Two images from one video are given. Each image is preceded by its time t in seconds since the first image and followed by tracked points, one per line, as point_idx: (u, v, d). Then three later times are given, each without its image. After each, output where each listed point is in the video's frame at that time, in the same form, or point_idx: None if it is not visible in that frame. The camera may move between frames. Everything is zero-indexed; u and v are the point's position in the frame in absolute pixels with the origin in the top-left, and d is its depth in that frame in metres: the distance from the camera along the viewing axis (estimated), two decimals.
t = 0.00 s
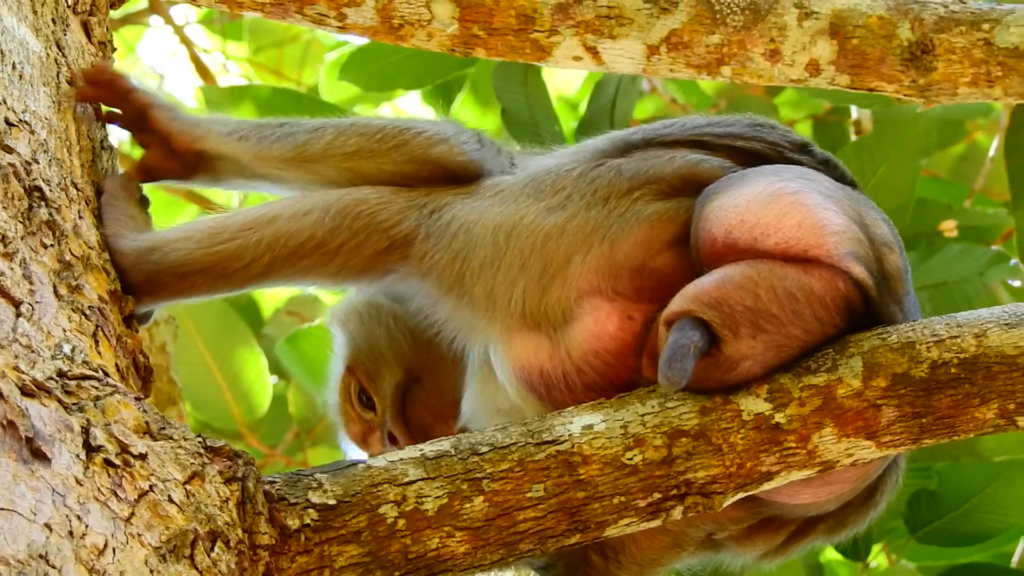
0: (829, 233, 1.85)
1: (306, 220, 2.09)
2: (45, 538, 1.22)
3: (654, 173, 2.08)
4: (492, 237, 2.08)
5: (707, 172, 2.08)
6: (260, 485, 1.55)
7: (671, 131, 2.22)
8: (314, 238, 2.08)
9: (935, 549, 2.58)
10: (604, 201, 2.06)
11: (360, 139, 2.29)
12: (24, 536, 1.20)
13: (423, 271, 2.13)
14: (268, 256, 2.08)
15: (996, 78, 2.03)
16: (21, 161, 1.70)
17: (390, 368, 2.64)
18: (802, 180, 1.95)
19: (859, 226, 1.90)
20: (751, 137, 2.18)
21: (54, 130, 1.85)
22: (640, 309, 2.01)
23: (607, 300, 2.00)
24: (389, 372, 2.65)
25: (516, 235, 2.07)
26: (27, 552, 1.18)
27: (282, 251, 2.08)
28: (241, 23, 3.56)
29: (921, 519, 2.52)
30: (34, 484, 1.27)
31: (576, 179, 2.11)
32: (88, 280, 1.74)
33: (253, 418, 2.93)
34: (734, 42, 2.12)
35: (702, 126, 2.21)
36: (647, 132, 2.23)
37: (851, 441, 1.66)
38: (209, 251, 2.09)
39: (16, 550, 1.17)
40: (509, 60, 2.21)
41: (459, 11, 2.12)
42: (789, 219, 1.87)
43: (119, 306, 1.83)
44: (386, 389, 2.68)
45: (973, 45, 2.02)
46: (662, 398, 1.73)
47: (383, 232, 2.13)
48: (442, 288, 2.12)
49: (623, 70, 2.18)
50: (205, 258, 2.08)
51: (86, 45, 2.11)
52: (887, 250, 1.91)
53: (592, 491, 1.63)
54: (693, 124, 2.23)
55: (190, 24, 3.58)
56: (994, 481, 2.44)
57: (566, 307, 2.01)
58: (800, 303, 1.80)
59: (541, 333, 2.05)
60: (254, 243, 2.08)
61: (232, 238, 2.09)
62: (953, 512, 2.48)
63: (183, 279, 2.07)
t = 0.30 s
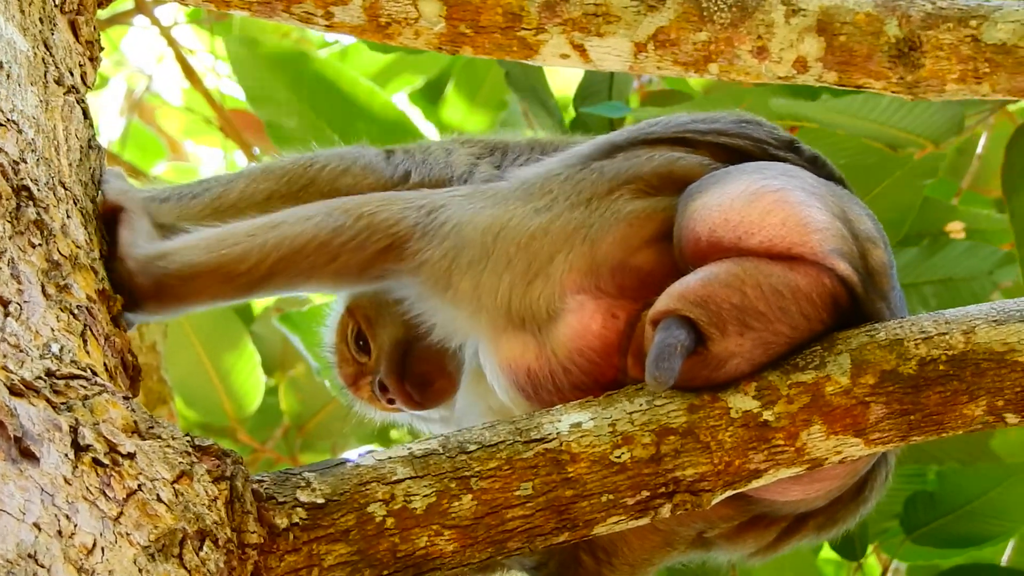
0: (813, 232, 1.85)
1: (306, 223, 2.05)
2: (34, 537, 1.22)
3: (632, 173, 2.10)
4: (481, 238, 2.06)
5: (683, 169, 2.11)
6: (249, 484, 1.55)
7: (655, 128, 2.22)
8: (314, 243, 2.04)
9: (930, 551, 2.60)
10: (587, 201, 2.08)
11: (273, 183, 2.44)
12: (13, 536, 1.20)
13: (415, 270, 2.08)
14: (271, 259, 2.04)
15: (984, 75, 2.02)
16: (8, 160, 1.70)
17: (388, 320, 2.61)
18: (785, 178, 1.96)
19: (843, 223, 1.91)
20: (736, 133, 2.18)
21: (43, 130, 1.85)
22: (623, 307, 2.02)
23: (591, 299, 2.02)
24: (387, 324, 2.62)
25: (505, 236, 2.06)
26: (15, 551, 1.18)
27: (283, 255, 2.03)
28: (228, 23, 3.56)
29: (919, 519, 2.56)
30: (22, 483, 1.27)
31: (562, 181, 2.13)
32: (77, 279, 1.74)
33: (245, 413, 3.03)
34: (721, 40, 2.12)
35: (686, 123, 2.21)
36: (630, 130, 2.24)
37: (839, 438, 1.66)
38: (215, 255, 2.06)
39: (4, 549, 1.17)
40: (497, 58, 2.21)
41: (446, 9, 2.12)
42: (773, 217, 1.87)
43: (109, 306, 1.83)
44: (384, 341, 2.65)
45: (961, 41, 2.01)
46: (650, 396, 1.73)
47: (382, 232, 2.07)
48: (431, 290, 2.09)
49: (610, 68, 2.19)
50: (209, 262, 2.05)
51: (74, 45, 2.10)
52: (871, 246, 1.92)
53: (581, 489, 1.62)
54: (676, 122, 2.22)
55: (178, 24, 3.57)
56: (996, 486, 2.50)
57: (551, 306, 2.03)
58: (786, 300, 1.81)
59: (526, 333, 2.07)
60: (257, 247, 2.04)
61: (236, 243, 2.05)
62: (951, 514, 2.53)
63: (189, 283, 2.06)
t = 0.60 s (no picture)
0: (810, 228, 1.85)
1: (284, 238, 2.11)
2: (31, 536, 1.22)
3: (632, 175, 2.10)
4: (468, 252, 2.06)
5: (681, 169, 2.11)
6: (246, 483, 1.56)
7: (657, 126, 2.22)
8: (290, 255, 2.10)
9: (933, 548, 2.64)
10: (582, 206, 2.07)
11: (275, 189, 2.34)
12: (10, 534, 1.20)
13: (398, 285, 2.11)
14: (246, 271, 2.09)
15: (980, 73, 2.03)
16: (4, 159, 1.71)
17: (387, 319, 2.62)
18: (782, 175, 1.96)
19: (840, 221, 1.91)
20: (736, 133, 2.18)
21: (39, 130, 1.86)
22: (619, 307, 2.03)
23: (585, 301, 2.02)
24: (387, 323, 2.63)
25: (492, 248, 2.06)
26: (13, 549, 1.18)
27: (259, 267, 2.09)
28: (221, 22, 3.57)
29: (922, 516, 2.59)
30: (19, 482, 1.27)
31: (555, 191, 2.11)
32: (74, 278, 1.74)
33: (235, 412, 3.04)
34: (716, 38, 2.12)
35: (688, 122, 2.21)
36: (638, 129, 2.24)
37: (836, 436, 1.66)
38: (192, 266, 2.11)
39: (3, 548, 1.17)
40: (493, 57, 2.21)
41: (441, 7, 2.12)
42: (769, 213, 1.87)
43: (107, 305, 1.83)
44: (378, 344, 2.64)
45: (956, 39, 2.01)
46: (647, 394, 1.73)
47: (359, 248, 2.11)
48: (413, 301, 2.10)
49: (606, 66, 2.19)
50: (188, 272, 2.11)
51: (71, 44, 2.10)
52: (868, 244, 1.92)
53: (577, 487, 1.63)
54: (679, 121, 2.23)
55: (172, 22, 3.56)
56: (997, 477, 2.52)
57: (544, 310, 2.03)
58: (783, 297, 1.80)
59: (515, 341, 2.07)
60: (233, 260, 2.10)
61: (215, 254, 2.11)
62: (952, 511, 2.56)
63: (164, 293, 2.10)
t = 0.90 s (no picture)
0: (810, 224, 1.85)
1: (282, 232, 2.10)
2: (31, 531, 1.22)
3: (632, 171, 2.10)
4: (466, 241, 2.06)
5: (685, 166, 2.11)
6: (245, 478, 1.55)
7: (656, 124, 2.23)
8: (285, 251, 2.09)
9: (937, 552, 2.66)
10: (581, 199, 2.06)
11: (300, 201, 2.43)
12: (10, 529, 1.20)
13: (397, 279, 2.09)
14: (242, 268, 2.09)
15: (978, 68, 2.02)
16: (4, 155, 1.71)
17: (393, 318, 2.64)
18: (782, 171, 1.96)
19: (840, 216, 1.91)
20: (737, 129, 2.19)
21: (39, 125, 1.85)
22: (620, 302, 2.02)
23: (585, 296, 2.02)
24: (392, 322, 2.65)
25: (490, 237, 2.05)
26: (13, 545, 1.18)
27: (255, 263, 2.09)
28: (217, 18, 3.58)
29: (926, 519, 2.62)
30: (19, 477, 1.27)
31: (552, 181, 2.11)
32: (73, 273, 1.73)
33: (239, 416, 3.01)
34: (715, 33, 2.11)
35: (687, 119, 2.23)
36: (634, 125, 2.25)
37: (835, 431, 1.66)
38: (188, 264, 2.11)
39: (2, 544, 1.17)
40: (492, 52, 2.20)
41: (440, 3, 2.12)
42: (770, 210, 1.87)
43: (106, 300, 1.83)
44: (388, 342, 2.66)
45: (955, 35, 2.01)
46: (646, 389, 1.73)
47: (355, 240, 2.10)
48: (415, 293, 2.09)
49: (604, 62, 2.18)
50: (184, 271, 2.11)
51: (70, 39, 2.10)
52: (868, 240, 1.92)
53: (577, 482, 1.62)
54: (678, 118, 2.24)
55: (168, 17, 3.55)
56: (1001, 479, 2.54)
57: (543, 305, 2.03)
58: (783, 295, 1.81)
59: (517, 333, 2.07)
60: (230, 256, 2.10)
61: (210, 252, 2.11)
62: (958, 514, 2.58)
63: (160, 291, 2.09)
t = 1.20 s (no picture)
0: (813, 219, 1.85)
1: (284, 229, 2.11)
2: (35, 528, 1.22)
3: (636, 166, 2.09)
4: (469, 237, 2.06)
5: (688, 162, 2.10)
6: (249, 475, 1.55)
7: (660, 118, 2.23)
8: (286, 248, 2.10)
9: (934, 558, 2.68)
10: (583, 195, 2.06)
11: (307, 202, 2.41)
12: (14, 527, 1.20)
13: (400, 275, 2.11)
14: (243, 266, 2.10)
15: (980, 62, 2.02)
16: (6, 152, 1.71)
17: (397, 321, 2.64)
18: (785, 165, 1.96)
19: (843, 211, 1.91)
20: (741, 124, 2.19)
21: (41, 122, 1.85)
22: (622, 298, 2.04)
23: (588, 291, 2.02)
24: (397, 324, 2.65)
25: (493, 233, 2.05)
26: (17, 542, 1.18)
27: (257, 261, 2.10)
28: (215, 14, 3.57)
29: (925, 527, 2.63)
30: (23, 474, 1.27)
31: (555, 176, 2.10)
32: (76, 271, 1.73)
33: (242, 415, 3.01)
34: (716, 28, 2.11)
35: (692, 113, 2.23)
36: (638, 119, 2.25)
37: (838, 426, 1.66)
38: (191, 261, 2.11)
39: (6, 541, 1.17)
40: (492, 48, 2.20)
41: None
42: (773, 204, 1.87)
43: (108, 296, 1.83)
44: (395, 338, 2.66)
45: (956, 29, 2.01)
46: (649, 384, 1.73)
47: (358, 237, 2.12)
48: (418, 289, 2.10)
49: (605, 57, 2.18)
50: (186, 268, 2.11)
51: (71, 36, 2.10)
52: (872, 234, 1.92)
53: (580, 478, 1.63)
54: (684, 112, 2.24)
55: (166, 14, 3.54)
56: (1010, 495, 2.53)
57: (546, 301, 2.03)
58: (786, 289, 1.81)
59: (520, 329, 2.07)
60: (231, 253, 2.10)
61: (212, 249, 2.12)
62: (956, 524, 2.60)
63: (162, 289, 2.09)
